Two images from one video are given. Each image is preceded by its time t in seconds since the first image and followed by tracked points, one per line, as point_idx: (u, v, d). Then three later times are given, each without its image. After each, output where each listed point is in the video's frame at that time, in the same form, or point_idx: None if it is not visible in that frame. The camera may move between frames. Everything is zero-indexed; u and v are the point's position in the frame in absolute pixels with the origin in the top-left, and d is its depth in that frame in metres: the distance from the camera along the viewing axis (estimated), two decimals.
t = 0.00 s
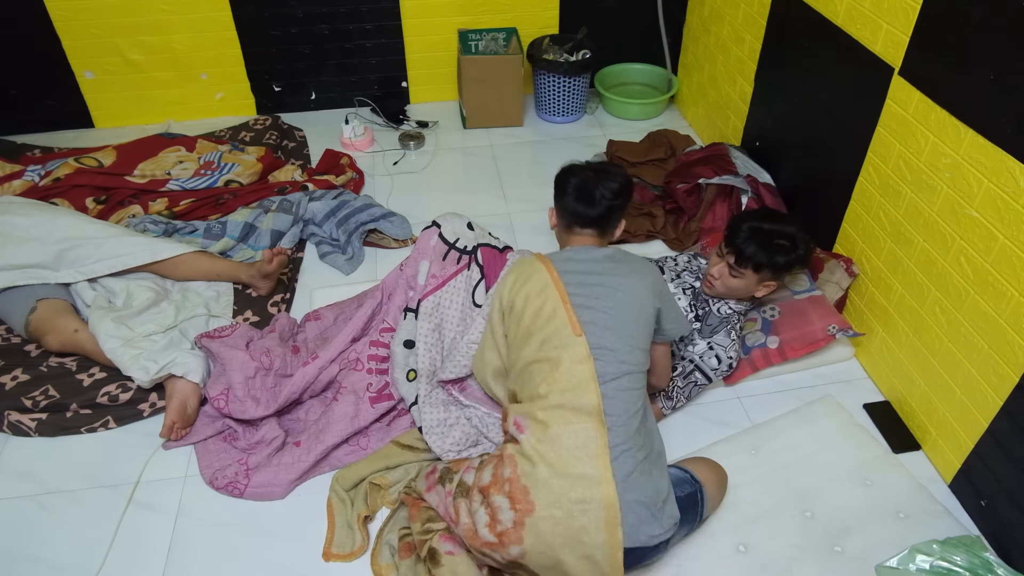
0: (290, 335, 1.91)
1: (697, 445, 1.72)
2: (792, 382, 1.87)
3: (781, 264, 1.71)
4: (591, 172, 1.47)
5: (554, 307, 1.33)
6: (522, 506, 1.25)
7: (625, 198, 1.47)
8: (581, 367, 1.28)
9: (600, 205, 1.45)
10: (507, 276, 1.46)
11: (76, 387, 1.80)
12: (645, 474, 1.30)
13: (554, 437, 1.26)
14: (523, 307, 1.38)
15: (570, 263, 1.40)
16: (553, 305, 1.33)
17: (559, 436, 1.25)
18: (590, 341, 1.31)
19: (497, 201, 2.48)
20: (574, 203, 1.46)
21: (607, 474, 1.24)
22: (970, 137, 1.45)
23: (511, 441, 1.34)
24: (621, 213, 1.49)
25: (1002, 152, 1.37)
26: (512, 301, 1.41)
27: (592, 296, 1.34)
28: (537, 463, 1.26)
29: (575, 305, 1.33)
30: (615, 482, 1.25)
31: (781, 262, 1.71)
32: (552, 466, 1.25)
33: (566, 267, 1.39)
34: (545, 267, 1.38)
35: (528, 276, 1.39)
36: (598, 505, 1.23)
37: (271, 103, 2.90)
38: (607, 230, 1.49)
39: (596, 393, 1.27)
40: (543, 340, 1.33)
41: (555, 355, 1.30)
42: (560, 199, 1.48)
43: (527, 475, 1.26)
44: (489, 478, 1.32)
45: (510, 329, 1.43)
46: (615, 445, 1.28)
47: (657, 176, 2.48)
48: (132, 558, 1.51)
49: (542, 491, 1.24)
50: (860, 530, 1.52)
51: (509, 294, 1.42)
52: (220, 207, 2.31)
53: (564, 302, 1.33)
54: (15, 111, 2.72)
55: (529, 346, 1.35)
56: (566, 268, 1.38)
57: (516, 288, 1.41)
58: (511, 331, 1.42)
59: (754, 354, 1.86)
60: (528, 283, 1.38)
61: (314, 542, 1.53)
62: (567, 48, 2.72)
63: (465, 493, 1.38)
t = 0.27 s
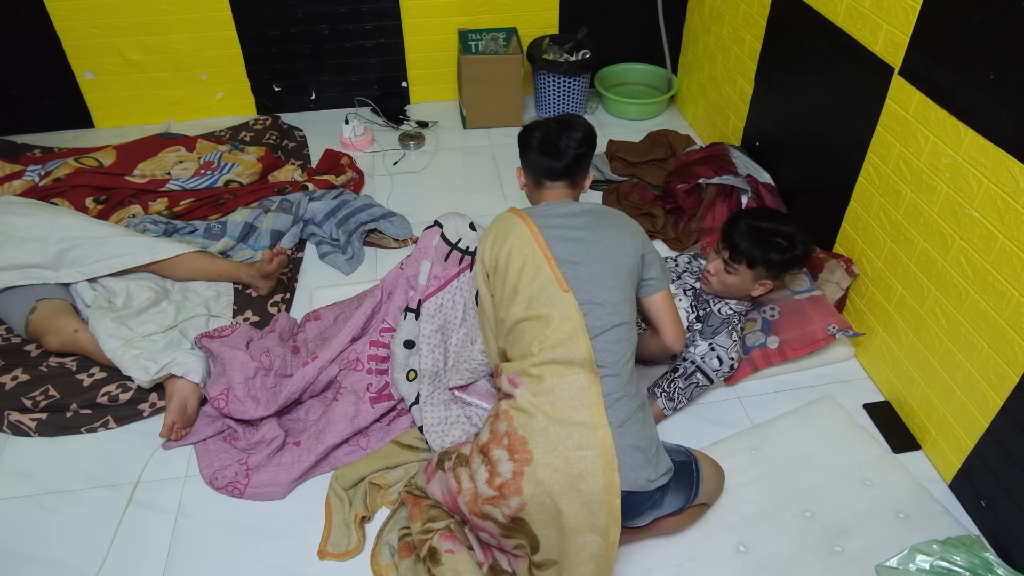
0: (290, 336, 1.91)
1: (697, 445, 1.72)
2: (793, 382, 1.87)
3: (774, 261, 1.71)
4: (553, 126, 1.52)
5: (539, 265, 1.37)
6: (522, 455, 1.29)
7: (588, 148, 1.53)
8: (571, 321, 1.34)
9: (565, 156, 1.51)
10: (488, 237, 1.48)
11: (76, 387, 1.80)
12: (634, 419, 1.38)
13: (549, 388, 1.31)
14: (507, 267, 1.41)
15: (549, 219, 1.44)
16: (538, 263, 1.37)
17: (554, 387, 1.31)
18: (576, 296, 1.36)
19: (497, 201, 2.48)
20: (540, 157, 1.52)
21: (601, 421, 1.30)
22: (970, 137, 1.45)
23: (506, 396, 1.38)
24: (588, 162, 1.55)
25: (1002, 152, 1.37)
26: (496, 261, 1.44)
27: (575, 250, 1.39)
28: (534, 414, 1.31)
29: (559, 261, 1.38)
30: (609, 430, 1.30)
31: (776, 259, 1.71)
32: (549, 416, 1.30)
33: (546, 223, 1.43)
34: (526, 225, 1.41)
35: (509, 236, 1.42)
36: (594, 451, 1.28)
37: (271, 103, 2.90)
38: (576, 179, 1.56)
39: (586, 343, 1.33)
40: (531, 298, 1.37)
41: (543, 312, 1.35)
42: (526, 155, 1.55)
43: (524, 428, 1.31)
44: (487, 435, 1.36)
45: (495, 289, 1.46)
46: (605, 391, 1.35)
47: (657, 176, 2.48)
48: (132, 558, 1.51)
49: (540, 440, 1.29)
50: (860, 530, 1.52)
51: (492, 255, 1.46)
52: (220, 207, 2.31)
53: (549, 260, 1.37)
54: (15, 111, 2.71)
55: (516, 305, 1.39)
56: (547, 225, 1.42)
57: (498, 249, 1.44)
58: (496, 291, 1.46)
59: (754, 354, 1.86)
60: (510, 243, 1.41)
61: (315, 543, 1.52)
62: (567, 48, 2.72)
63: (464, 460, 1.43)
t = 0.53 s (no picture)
0: (290, 336, 1.91)
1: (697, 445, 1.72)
2: (793, 382, 1.87)
3: (759, 246, 1.71)
4: (533, 118, 1.59)
5: (529, 252, 1.40)
6: (520, 435, 1.29)
7: (569, 135, 1.60)
8: (565, 304, 1.36)
9: (546, 144, 1.58)
10: (480, 229, 1.52)
11: (76, 387, 1.80)
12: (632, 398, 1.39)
13: (546, 370, 1.32)
14: (499, 256, 1.44)
15: (536, 207, 1.48)
16: (529, 251, 1.40)
17: (551, 368, 1.32)
18: (568, 279, 1.38)
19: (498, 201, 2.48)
20: (522, 148, 1.59)
21: (598, 399, 1.30)
22: (970, 137, 1.45)
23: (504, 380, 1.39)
24: (570, 150, 1.62)
25: (1002, 152, 1.37)
26: (488, 251, 1.47)
27: (563, 234, 1.43)
28: (532, 395, 1.31)
29: (549, 247, 1.41)
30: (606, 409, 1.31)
31: (764, 249, 1.72)
32: (547, 396, 1.31)
33: (533, 211, 1.47)
34: (514, 215, 1.45)
35: (499, 226, 1.46)
36: (591, 430, 1.28)
37: (271, 103, 2.90)
38: (558, 167, 1.63)
39: (581, 324, 1.35)
40: (524, 285, 1.39)
41: (536, 298, 1.37)
42: (508, 146, 1.62)
43: (522, 408, 1.31)
44: (487, 418, 1.36)
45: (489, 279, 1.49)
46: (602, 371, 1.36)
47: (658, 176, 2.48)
48: (132, 558, 1.51)
49: (538, 419, 1.29)
50: (860, 530, 1.51)
51: (484, 246, 1.48)
52: (220, 207, 2.31)
53: (539, 246, 1.40)
54: (15, 111, 2.72)
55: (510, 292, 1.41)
56: (534, 214, 1.46)
57: (489, 240, 1.47)
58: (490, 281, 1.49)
59: (754, 354, 1.85)
60: (500, 233, 1.44)
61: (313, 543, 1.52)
62: (567, 48, 2.72)
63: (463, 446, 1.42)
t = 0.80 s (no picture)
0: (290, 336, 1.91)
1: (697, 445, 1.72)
2: (793, 382, 1.86)
3: (750, 233, 1.75)
4: (524, 120, 1.61)
5: (525, 250, 1.44)
6: (520, 431, 1.29)
7: (560, 133, 1.61)
8: (564, 300, 1.39)
9: (538, 143, 1.60)
10: (475, 232, 1.56)
11: (76, 387, 1.80)
12: (631, 392, 1.40)
13: (546, 365, 1.34)
14: (495, 256, 1.47)
15: (530, 207, 1.53)
16: (525, 250, 1.44)
17: (551, 363, 1.33)
18: (565, 276, 1.42)
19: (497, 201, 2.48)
20: (514, 148, 1.61)
21: (598, 394, 1.31)
22: (970, 137, 1.45)
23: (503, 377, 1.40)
24: (563, 148, 1.63)
25: (1002, 152, 1.37)
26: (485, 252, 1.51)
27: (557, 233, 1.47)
28: (532, 390, 1.32)
29: (545, 246, 1.45)
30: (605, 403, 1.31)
31: (757, 236, 1.75)
32: (548, 390, 1.32)
33: (527, 211, 1.51)
34: (509, 216, 1.49)
35: (494, 226, 1.50)
36: (591, 425, 1.29)
37: (271, 103, 2.90)
38: (551, 168, 1.65)
39: (579, 319, 1.37)
40: (522, 283, 1.42)
41: (533, 295, 1.40)
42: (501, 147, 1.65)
43: (522, 404, 1.31)
44: (487, 415, 1.36)
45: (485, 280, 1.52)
46: (601, 364, 1.37)
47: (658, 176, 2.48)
48: (132, 557, 1.51)
49: (538, 414, 1.29)
50: (861, 530, 1.51)
51: (480, 248, 1.52)
52: (220, 207, 2.31)
53: (536, 245, 1.44)
54: (15, 111, 2.71)
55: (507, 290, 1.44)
56: (529, 214, 1.50)
57: (485, 240, 1.50)
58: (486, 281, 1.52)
59: (754, 354, 1.85)
60: (496, 233, 1.48)
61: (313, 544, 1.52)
62: (567, 48, 2.72)
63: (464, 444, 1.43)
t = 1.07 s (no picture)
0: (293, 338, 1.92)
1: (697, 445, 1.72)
2: (792, 382, 1.86)
3: (731, 210, 1.84)
4: (554, 119, 1.62)
5: (536, 249, 1.43)
6: (519, 431, 1.29)
7: (585, 137, 1.62)
8: (571, 301, 1.38)
9: (561, 144, 1.60)
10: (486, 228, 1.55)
11: (77, 387, 1.80)
12: (632, 396, 1.40)
13: (549, 366, 1.34)
14: (505, 253, 1.46)
15: (543, 206, 1.52)
16: (535, 248, 1.43)
17: (554, 364, 1.33)
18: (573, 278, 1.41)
19: (497, 201, 2.48)
20: (538, 144, 1.62)
21: (598, 396, 1.31)
22: (970, 137, 1.45)
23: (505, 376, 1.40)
24: (584, 154, 1.63)
25: (1002, 152, 1.37)
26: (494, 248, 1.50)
27: (569, 233, 1.46)
28: (533, 391, 1.32)
29: (556, 246, 1.44)
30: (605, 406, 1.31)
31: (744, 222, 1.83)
32: (549, 392, 1.32)
33: (539, 210, 1.51)
34: (522, 213, 1.49)
35: (505, 223, 1.49)
36: (590, 427, 1.29)
37: (271, 103, 2.90)
38: (570, 170, 1.64)
39: (585, 322, 1.36)
40: (530, 282, 1.42)
41: (541, 295, 1.39)
42: (526, 141, 1.65)
43: (522, 404, 1.31)
44: (486, 414, 1.36)
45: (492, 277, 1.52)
46: (604, 368, 1.36)
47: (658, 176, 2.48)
48: (132, 558, 1.51)
49: (537, 415, 1.29)
50: (860, 530, 1.51)
51: (489, 243, 1.51)
52: (220, 207, 2.31)
53: (547, 245, 1.43)
54: (15, 111, 2.71)
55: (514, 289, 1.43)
56: (542, 214, 1.49)
57: (495, 236, 1.50)
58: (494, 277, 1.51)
59: (755, 354, 1.85)
60: (506, 229, 1.48)
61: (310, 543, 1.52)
62: (567, 48, 2.72)
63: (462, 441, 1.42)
